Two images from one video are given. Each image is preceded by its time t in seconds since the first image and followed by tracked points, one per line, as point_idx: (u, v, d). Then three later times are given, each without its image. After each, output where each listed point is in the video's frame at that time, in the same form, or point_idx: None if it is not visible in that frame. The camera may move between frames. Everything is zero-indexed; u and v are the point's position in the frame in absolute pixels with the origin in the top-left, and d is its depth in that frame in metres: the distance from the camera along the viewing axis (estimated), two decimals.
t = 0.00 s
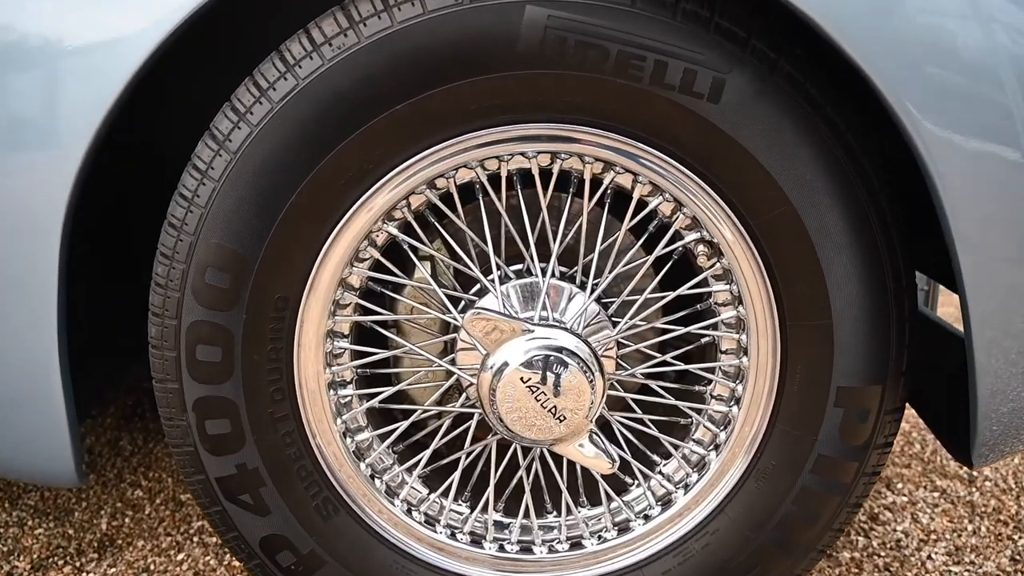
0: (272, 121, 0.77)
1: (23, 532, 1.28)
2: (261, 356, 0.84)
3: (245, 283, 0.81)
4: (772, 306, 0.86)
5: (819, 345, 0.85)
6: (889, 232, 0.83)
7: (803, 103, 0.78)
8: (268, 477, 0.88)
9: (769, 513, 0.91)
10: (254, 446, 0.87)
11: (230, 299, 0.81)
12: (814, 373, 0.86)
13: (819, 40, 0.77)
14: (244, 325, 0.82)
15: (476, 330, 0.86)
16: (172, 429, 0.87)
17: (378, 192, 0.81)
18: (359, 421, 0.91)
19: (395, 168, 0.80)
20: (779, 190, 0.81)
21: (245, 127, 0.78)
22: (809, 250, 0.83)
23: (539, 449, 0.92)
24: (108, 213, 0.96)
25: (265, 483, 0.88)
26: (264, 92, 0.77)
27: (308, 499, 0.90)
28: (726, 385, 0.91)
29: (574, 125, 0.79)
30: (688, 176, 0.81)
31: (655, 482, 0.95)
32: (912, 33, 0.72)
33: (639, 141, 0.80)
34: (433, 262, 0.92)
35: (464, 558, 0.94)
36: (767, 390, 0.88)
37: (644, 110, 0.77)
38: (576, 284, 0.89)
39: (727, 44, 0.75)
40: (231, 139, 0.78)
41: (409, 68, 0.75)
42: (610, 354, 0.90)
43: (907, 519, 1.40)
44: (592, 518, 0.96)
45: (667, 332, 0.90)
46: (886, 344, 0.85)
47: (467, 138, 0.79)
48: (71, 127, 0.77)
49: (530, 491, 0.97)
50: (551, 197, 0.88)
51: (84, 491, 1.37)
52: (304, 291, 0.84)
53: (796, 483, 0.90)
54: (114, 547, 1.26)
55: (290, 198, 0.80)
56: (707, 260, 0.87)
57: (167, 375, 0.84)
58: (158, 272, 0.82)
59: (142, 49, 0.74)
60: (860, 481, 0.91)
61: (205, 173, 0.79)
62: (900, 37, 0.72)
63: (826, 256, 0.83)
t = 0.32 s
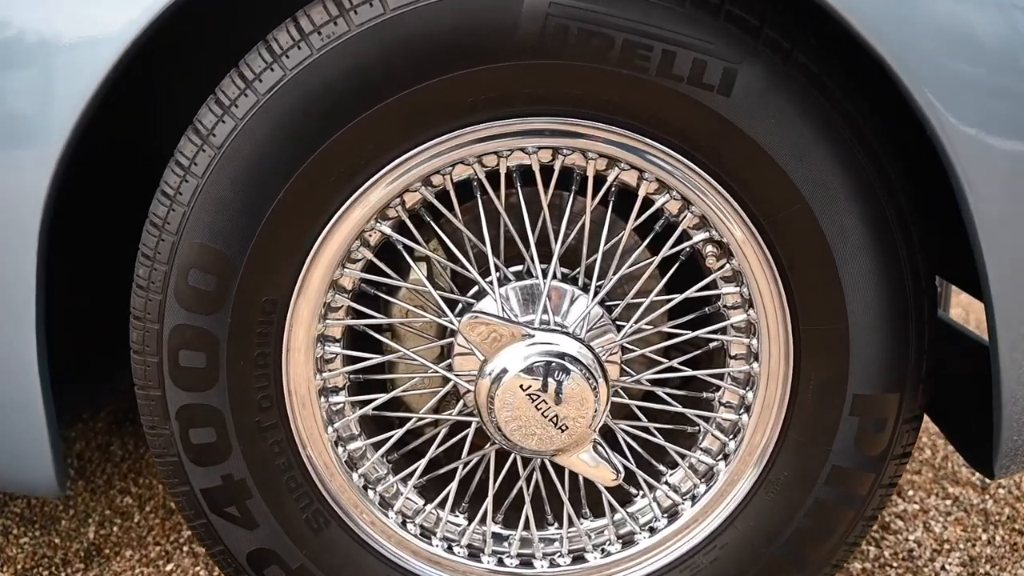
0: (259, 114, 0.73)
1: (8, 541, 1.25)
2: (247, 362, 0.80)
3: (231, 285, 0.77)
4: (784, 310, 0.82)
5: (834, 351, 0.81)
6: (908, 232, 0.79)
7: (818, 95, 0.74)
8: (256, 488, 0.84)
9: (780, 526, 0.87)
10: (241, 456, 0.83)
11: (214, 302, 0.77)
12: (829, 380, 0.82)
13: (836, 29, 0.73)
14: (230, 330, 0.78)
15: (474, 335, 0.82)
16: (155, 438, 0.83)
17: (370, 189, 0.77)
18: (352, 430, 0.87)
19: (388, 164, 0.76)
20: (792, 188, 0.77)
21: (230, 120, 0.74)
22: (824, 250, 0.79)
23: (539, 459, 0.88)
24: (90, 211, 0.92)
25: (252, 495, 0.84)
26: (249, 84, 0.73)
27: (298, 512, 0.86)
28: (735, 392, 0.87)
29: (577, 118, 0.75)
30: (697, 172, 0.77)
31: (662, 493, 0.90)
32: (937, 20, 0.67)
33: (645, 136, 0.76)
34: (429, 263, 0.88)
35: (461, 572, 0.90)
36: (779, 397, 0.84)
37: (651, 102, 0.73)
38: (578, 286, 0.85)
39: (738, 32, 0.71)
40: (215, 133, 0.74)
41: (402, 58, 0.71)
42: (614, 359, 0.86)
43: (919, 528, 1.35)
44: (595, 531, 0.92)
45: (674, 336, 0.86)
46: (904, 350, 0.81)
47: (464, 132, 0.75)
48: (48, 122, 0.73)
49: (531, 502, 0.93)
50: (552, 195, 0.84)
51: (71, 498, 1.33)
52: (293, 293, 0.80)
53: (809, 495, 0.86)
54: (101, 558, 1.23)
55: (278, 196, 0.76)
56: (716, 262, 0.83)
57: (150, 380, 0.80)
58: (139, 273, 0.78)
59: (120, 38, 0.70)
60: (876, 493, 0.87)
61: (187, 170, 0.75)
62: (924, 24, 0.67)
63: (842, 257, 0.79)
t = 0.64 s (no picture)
0: (244, 112, 0.70)
1: None
2: (233, 372, 0.76)
3: (214, 291, 0.74)
4: (795, 317, 0.78)
5: (847, 360, 0.78)
6: (925, 235, 0.76)
7: (831, 93, 0.70)
8: (242, 502, 0.80)
9: (789, 542, 0.84)
10: (226, 469, 0.79)
11: (197, 309, 0.74)
12: (841, 390, 0.79)
13: (849, 22, 0.69)
14: (214, 338, 0.75)
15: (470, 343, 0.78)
16: (137, 451, 0.79)
17: (361, 191, 0.74)
18: (343, 441, 0.83)
19: (380, 164, 0.72)
20: (804, 190, 0.73)
21: (213, 118, 0.70)
22: (836, 255, 0.75)
23: (537, 473, 0.84)
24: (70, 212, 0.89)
25: (238, 510, 0.81)
26: (233, 80, 0.70)
27: (287, 527, 0.82)
28: (742, 402, 0.83)
29: (578, 116, 0.71)
30: (703, 173, 0.74)
31: (665, 506, 0.87)
32: (957, 13, 0.64)
33: (649, 135, 0.72)
34: (424, 267, 0.84)
35: None
36: (789, 408, 0.81)
37: (655, 100, 0.70)
38: (578, 292, 0.81)
39: (748, 25, 0.68)
40: (197, 132, 0.71)
41: (393, 52, 0.67)
42: (616, 367, 0.82)
43: (929, 538, 1.29)
44: (596, 545, 0.88)
45: (680, 345, 0.82)
46: (920, 359, 0.78)
47: (459, 131, 0.72)
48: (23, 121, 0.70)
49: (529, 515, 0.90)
50: (552, 196, 0.81)
51: (58, 507, 1.29)
52: (280, 299, 0.76)
53: (820, 510, 0.82)
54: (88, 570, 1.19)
55: (264, 197, 0.72)
56: (723, 266, 0.79)
57: (131, 390, 0.77)
58: (119, 279, 0.74)
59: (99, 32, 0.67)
60: (891, 508, 0.84)
61: (169, 170, 0.72)
62: (945, 16, 0.64)
63: (856, 261, 0.75)
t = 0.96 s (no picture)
0: (227, 108, 0.66)
1: None
2: (218, 381, 0.73)
3: (198, 297, 0.70)
4: (806, 323, 0.74)
5: (861, 368, 0.74)
6: (943, 238, 0.72)
7: (845, 88, 0.67)
8: (228, 516, 0.77)
9: (799, 557, 0.80)
10: (211, 483, 0.76)
11: (180, 315, 0.70)
12: (855, 400, 0.75)
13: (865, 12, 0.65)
14: (198, 345, 0.71)
15: (465, 351, 0.74)
16: (118, 462, 0.76)
17: (352, 191, 0.70)
18: (336, 452, 0.80)
19: (372, 162, 0.69)
20: (816, 190, 0.70)
21: (195, 115, 0.67)
22: (850, 258, 0.72)
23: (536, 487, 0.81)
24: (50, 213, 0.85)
25: (224, 524, 0.77)
26: (217, 75, 0.66)
27: (275, 541, 0.79)
28: (750, 411, 0.80)
29: (579, 113, 0.68)
30: (710, 172, 0.70)
31: (670, 519, 0.83)
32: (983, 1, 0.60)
33: (654, 133, 0.69)
34: (419, 271, 0.81)
35: None
36: (799, 417, 0.77)
37: (660, 96, 0.66)
38: (580, 297, 0.78)
39: (758, 17, 0.64)
40: (179, 129, 0.67)
41: (384, 45, 0.64)
42: (620, 375, 0.79)
43: (939, 548, 1.22)
44: (598, 560, 0.85)
45: (685, 351, 0.79)
46: (938, 367, 0.74)
47: (453, 129, 0.68)
48: None
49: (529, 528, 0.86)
50: (552, 197, 0.77)
51: (45, 516, 1.22)
52: (268, 305, 0.73)
53: (833, 525, 0.79)
54: None
55: (249, 198, 0.69)
56: (731, 270, 0.76)
57: (111, 400, 0.74)
58: (99, 283, 0.71)
59: (76, 28, 0.64)
60: (906, 522, 0.80)
61: (150, 170, 0.68)
62: (970, 4, 0.60)
63: (871, 266, 0.72)
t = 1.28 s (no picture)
0: (208, 104, 0.63)
1: None
2: (200, 390, 0.70)
3: (179, 302, 0.67)
4: (816, 330, 0.71)
5: (873, 377, 0.71)
6: (960, 241, 0.69)
7: (857, 83, 0.63)
8: (211, 531, 0.74)
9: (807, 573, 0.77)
10: (193, 496, 0.73)
11: (160, 321, 0.67)
12: (867, 410, 0.72)
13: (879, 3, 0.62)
14: (178, 353, 0.68)
15: (458, 358, 0.71)
16: (96, 474, 0.74)
17: (340, 191, 0.67)
18: (325, 463, 0.77)
19: (361, 161, 0.66)
20: (826, 191, 0.66)
21: (175, 111, 0.64)
22: (862, 261, 0.68)
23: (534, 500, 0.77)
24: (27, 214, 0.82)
25: (207, 539, 0.75)
26: (197, 69, 0.63)
27: (261, 556, 0.76)
28: (756, 421, 0.76)
29: (578, 110, 0.65)
30: (715, 172, 0.67)
31: (672, 532, 0.80)
32: None
33: (657, 130, 0.65)
34: (411, 275, 0.78)
35: None
36: (808, 428, 0.74)
37: (662, 92, 0.63)
38: (579, 302, 0.74)
39: (766, 8, 0.61)
40: (157, 126, 0.64)
41: (372, 37, 0.61)
42: (621, 384, 0.75)
43: (949, 558, 1.17)
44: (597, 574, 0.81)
45: (690, 358, 0.75)
46: (955, 376, 0.71)
47: (445, 126, 0.65)
48: None
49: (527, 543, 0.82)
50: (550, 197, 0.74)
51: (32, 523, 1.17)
52: (252, 310, 0.69)
53: (842, 540, 0.76)
54: None
55: (231, 199, 0.66)
56: (738, 273, 0.72)
57: (88, 409, 0.71)
58: (76, 287, 0.68)
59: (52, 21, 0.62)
60: (920, 537, 0.77)
61: (128, 169, 0.65)
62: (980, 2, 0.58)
63: (885, 270, 0.68)
